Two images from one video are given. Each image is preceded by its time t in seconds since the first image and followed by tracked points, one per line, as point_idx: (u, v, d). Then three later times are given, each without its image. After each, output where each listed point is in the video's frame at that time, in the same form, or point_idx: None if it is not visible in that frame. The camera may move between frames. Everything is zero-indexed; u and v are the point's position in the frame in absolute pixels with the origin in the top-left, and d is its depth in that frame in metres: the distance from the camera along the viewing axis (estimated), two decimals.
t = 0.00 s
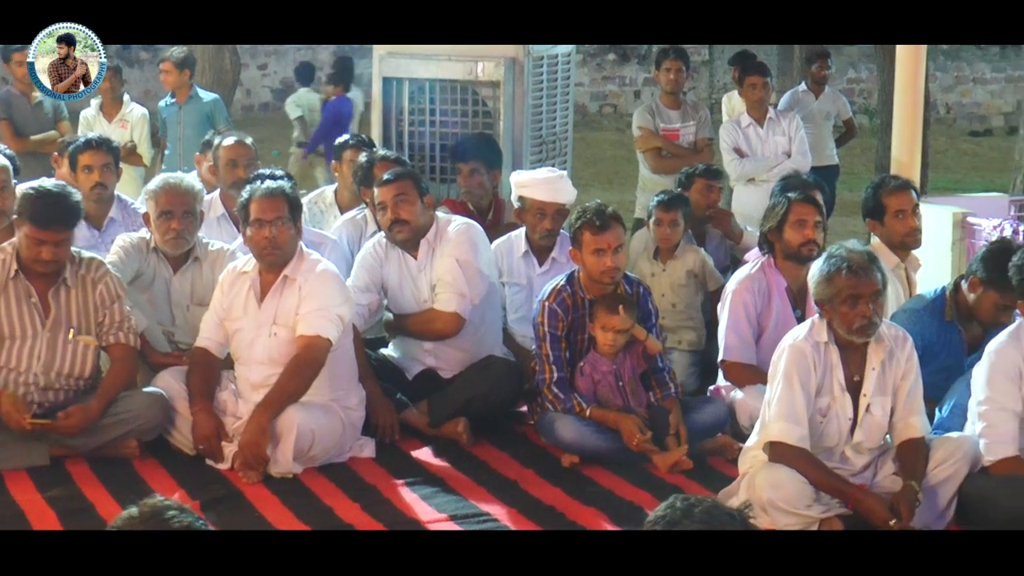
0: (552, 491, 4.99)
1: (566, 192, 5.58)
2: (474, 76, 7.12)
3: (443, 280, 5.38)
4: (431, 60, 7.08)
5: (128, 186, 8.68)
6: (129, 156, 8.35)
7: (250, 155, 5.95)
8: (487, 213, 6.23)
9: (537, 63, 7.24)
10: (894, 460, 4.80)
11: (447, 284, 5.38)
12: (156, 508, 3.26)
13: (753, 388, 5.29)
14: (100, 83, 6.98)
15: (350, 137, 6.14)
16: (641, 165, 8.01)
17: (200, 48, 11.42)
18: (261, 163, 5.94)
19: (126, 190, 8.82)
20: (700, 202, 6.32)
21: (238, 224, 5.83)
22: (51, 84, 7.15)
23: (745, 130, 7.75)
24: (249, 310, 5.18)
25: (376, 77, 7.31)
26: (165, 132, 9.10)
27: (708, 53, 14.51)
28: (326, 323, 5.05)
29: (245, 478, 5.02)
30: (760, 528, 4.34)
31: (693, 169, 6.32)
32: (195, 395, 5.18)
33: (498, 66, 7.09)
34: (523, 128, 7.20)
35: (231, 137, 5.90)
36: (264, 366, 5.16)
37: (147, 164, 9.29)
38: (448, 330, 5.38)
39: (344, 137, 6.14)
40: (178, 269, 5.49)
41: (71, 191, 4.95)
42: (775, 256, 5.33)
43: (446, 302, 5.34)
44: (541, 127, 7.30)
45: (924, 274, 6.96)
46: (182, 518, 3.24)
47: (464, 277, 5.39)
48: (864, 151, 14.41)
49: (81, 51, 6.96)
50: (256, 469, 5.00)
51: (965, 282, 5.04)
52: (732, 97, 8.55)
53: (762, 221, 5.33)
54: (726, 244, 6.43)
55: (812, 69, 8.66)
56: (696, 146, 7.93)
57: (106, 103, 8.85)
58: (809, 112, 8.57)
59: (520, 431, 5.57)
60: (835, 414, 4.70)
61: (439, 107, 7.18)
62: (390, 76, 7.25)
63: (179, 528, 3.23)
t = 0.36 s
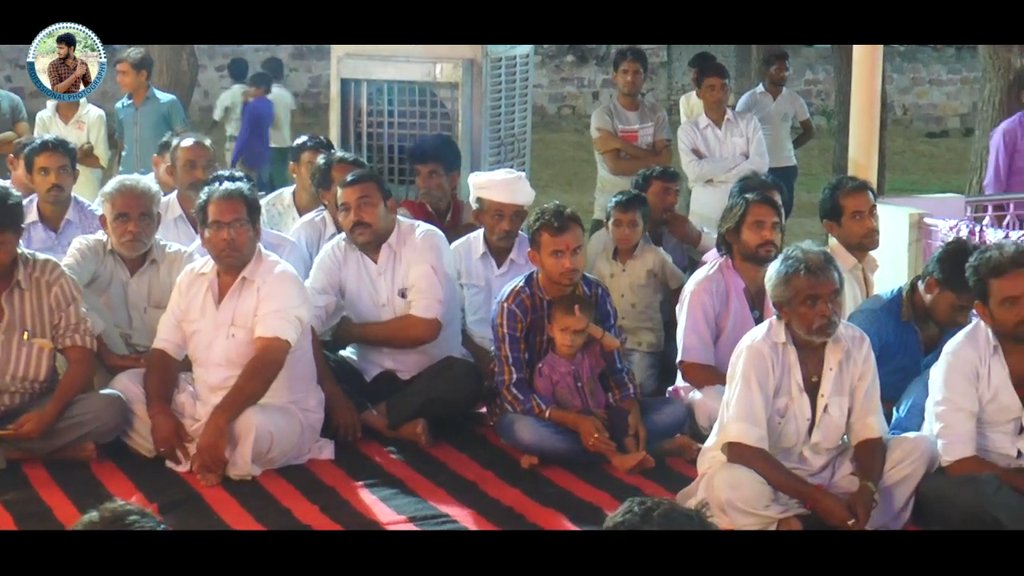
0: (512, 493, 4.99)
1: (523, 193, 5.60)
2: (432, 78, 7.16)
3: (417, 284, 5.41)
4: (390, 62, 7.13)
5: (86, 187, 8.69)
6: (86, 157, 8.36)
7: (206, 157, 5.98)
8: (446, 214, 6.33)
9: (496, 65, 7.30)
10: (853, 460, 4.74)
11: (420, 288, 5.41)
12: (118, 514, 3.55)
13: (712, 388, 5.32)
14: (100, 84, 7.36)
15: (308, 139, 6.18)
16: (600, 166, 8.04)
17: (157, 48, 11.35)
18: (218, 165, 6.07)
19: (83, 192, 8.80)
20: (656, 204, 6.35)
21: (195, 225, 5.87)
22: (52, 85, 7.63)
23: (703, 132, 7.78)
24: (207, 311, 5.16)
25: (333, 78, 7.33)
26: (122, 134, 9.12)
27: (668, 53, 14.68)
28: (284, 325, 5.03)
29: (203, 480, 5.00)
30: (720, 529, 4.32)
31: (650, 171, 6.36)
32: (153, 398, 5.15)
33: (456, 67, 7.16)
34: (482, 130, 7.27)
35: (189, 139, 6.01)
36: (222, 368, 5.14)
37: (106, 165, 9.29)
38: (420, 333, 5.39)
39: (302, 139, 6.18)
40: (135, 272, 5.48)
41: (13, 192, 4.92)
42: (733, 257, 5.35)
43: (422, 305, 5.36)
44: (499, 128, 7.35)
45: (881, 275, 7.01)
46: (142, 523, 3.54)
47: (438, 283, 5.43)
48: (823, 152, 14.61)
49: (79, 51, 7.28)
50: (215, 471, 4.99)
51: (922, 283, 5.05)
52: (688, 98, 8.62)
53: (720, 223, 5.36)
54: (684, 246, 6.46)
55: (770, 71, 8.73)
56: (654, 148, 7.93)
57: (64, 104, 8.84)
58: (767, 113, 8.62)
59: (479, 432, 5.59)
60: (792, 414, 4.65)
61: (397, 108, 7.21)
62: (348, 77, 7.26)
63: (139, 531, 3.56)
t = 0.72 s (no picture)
0: (484, 492, 4.98)
1: (495, 193, 5.66)
2: (405, 78, 7.27)
3: (416, 292, 5.44)
4: (363, 61, 7.23)
5: (56, 187, 8.68)
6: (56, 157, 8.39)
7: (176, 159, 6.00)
8: (419, 215, 6.36)
9: (467, 64, 7.39)
10: (825, 460, 4.70)
11: (420, 296, 5.43)
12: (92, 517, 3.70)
13: (685, 388, 5.32)
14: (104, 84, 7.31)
15: (280, 139, 6.21)
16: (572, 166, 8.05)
17: (128, 48, 11.34)
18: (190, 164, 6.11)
19: (54, 192, 8.79)
20: (626, 204, 6.36)
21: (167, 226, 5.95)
22: (52, 85, 7.48)
23: (675, 132, 7.81)
24: (178, 312, 5.15)
25: (305, 78, 7.37)
26: (93, 134, 9.13)
27: (640, 55, 15.25)
28: (257, 325, 5.03)
29: (175, 481, 4.98)
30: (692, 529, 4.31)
31: (621, 172, 6.37)
32: (125, 399, 5.14)
33: (428, 67, 7.27)
34: (454, 129, 7.35)
35: (159, 139, 6.05)
36: (194, 368, 5.13)
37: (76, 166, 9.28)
38: (430, 341, 5.43)
39: (274, 139, 6.23)
40: (106, 273, 5.48)
41: None
42: (706, 257, 5.36)
43: (430, 313, 5.39)
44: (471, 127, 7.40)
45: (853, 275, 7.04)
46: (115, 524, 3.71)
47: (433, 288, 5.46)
48: (794, 152, 14.72)
49: (79, 51, 7.30)
50: (187, 472, 4.97)
51: (893, 282, 5.06)
52: (660, 98, 8.65)
53: (693, 222, 5.36)
54: (655, 247, 6.49)
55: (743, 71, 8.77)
56: (627, 149, 7.93)
57: (35, 104, 8.82)
58: (738, 113, 8.64)
59: (452, 432, 5.61)
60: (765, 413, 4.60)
61: (370, 108, 7.30)
62: (320, 77, 7.32)
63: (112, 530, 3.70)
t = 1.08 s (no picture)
0: (465, 493, 4.97)
1: (474, 194, 5.75)
2: (384, 78, 7.27)
3: (393, 305, 5.43)
4: (342, 61, 7.22)
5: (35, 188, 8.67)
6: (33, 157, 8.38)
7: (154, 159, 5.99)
8: (399, 216, 6.36)
9: (447, 64, 7.39)
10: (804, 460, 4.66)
11: (395, 309, 5.43)
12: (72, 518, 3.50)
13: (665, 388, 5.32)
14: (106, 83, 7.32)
15: (260, 140, 6.20)
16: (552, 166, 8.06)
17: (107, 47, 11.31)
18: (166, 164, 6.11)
19: (32, 192, 8.78)
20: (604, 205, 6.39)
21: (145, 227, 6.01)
22: (52, 86, 7.46)
23: (654, 132, 7.82)
24: (157, 313, 5.14)
25: (284, 79, 7.37)
26: (70, 135, 9.12)
27: (620, 55, 15.46)
28: (237, 326, 5.04)
29: (155, 482, 4.96)
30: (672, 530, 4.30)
31: (598, 172, 6.43)
32: (104, 400, 5.13)
33: (408, 67, 7.27)
34: (434, 129, 7.35)
35: (136, 140, 6.04)
36: (174, 369, 5.13)
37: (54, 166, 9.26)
38: (400, 355, 5.40)
39: (253, 140, 6.23)
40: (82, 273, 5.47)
41: None
42: (686, 257, 5.36)
43: (403, 326, 5.38)
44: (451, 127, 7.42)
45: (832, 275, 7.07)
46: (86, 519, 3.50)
47: (411, 301, 5.46)
48: (774, 152, 14.78)
49: (79, 51, 7.29)
50: (167, 473, 4.95)
51: (872, 282, 5.07)
52: (639, 98, 8.68)
53: (674, 223, 5.35)
54: (634, 246, 6.51)
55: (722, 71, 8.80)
56: (607, 149, 7.95)
57: (13, 104, 8.80)
58: (718, 113, 8.66)
59: (432, 433, 5.63)
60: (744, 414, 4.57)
61: (350, 108, 7.30)
62: (300, 78, 7.31)
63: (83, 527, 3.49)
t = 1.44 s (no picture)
0: (450, 493, 4.97)
1: (461, 193, 5.72)
2: (369, 78, 7.28)
3: (379, 303, 5.43)
4: (328, 61, 7.22)
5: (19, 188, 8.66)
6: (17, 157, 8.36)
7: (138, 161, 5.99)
8: (383, 216, 6.39)
9: (432, 64, 7.41)
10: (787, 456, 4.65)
11: (380, 307, 5.43)
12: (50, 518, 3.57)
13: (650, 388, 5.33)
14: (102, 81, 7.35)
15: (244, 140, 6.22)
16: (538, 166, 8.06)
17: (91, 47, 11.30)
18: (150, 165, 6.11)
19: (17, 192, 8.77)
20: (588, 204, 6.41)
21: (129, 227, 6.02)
22: (52, 85, 7.52)
23: (639, 132, 7.83)
24: (142, 314, 5.13)
25: (268, 79, 7.35)
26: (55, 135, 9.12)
27: (606, 55, 15.52)
28: (222, 327, 5.03)
29: (140, 483, 4.95)
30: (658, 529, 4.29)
31: (583, 171, 6.45)
32: (89, 400, 5.12)
33: (393, 68, 7.29)
34: (419, 129, 7.36)
35: (119, 140, 6.03)
36: (159, 370, 5.12)
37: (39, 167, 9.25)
38: (385, 353, 5.40)
39: (236, 139, 6.25)
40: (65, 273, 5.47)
41: None
42: (671, 257, 5.37)
43: (388, 325, 5.38)
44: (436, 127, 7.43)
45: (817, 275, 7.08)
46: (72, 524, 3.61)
47: (396, 300, 5.46)
48: (758, 152, 14.82)
49: (79, 51, 7.29)
50: (151, 474, 4.94)
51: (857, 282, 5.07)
52: (624, 98, 8.69)
53: (658, 222, 5.36)
54: (618, 246, 6.52)
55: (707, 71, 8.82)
56: (591, 149, 7.96)
57: None
58: (703, 113, 8.68)
59: (418, 433, 5.64)
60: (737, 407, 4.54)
61: (334, 108, 7.29)
62: (284, 78, 7.29)
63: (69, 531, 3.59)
